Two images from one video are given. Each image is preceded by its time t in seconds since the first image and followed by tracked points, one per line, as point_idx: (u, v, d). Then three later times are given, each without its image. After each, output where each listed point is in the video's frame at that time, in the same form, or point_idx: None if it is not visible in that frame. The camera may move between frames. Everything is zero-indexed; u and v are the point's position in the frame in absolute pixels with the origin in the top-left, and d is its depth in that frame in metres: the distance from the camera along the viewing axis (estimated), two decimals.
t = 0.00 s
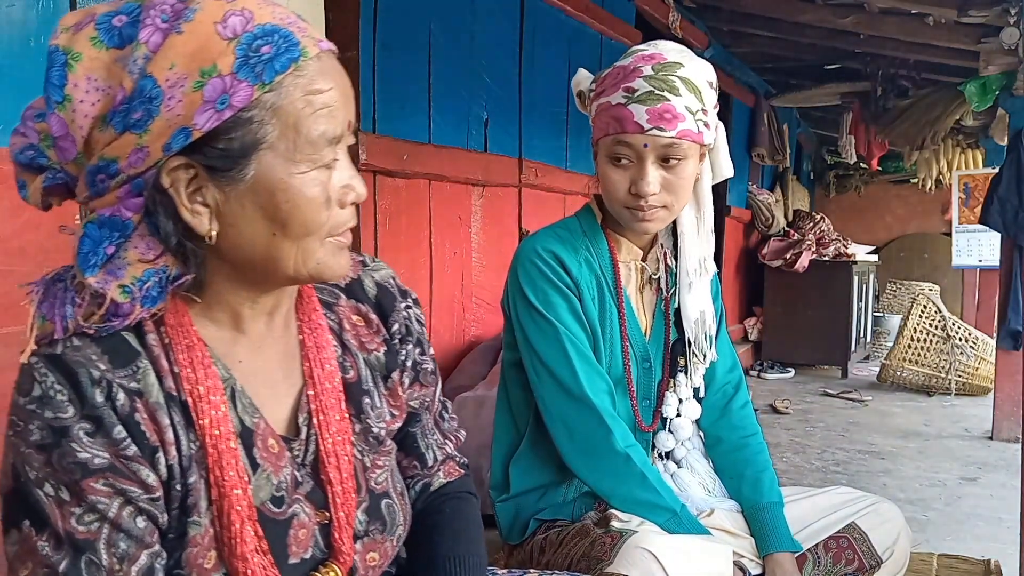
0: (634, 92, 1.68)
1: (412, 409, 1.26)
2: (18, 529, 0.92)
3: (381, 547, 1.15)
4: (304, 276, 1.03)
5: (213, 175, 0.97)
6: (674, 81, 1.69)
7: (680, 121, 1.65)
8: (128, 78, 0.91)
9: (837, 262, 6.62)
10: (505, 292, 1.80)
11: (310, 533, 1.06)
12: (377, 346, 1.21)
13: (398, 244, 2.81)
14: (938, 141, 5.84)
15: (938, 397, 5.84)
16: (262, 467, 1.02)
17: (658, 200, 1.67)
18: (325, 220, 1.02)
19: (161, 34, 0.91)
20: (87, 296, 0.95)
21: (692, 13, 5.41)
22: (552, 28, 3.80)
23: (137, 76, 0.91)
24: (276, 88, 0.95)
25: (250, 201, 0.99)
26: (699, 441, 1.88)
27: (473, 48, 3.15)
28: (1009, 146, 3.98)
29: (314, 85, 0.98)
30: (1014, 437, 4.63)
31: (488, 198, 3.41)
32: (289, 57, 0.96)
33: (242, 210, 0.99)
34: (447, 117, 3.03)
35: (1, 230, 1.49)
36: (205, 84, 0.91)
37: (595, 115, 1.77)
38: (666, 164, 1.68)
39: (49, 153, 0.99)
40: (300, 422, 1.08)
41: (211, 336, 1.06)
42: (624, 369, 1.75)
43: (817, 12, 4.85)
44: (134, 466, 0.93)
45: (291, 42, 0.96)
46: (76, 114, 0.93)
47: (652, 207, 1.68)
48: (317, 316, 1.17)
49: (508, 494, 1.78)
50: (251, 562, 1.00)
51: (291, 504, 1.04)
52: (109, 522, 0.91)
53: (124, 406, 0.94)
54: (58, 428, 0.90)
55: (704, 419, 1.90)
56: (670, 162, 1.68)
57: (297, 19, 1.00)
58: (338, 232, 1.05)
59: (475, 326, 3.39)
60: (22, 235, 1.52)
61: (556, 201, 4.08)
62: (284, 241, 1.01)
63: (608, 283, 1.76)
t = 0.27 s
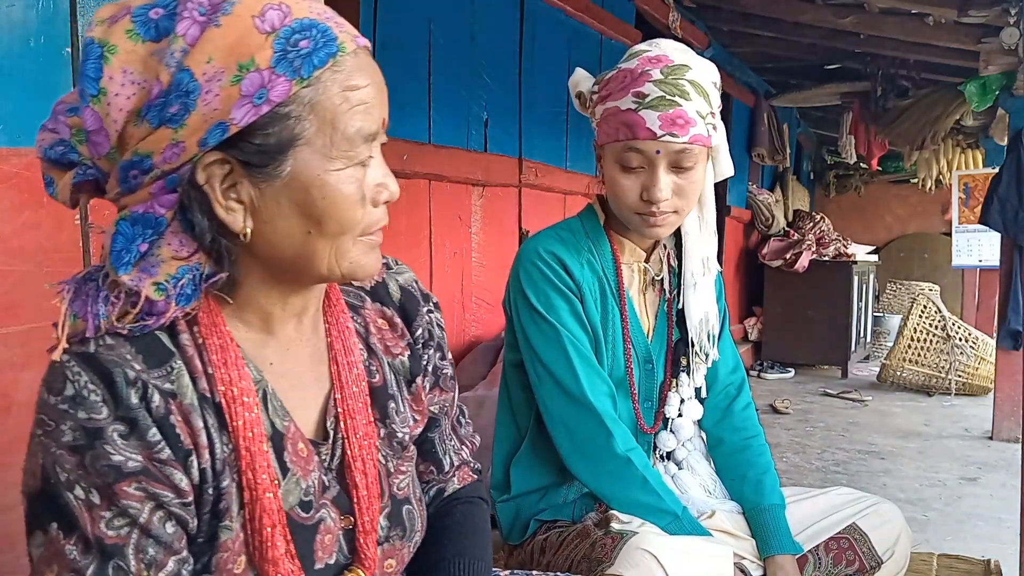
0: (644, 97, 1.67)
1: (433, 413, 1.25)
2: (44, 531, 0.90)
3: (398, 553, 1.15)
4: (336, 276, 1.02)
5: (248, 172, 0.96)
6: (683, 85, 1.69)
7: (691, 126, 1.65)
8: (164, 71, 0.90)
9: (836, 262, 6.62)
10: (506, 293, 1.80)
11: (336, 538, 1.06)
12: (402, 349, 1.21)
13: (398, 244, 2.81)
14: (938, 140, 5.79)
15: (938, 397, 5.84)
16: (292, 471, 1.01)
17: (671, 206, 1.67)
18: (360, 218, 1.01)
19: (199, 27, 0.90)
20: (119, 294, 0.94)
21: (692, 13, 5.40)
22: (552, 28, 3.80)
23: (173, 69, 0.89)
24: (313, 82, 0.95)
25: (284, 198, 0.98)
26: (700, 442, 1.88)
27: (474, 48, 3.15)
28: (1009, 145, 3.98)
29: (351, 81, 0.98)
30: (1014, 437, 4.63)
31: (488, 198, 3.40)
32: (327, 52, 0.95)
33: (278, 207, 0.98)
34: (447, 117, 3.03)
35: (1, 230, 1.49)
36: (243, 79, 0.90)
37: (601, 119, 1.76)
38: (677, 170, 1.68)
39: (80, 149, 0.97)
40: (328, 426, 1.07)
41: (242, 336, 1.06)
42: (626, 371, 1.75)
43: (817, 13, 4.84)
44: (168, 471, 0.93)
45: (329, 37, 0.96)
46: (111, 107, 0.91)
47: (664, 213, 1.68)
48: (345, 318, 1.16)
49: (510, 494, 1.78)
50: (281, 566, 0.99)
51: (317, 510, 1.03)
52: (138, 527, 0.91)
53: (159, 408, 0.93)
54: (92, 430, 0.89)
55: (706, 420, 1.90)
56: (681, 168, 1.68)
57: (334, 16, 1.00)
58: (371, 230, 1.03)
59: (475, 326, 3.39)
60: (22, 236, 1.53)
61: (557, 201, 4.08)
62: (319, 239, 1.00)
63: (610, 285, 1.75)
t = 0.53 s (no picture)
0: (655, 101, 1.67)
1: (423, 406, 1.25)
2: (42, 531, 0.89)
3: (393, 546, 1.14)
4: (327, 273, 1.01)
5: (241, 169, 0.95)
6: (692, 89, 1.69)
7: (703, 130, 1.66)
8: (157, 71, 0.89)
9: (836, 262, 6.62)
10: (507, 295, 1.80)
11: (330, 530, 1.06)
12: (393, 343, 1.21)
13: (398, 244, 2.81)
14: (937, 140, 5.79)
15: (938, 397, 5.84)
16: (286, 465, 1.01)
17: (682, 210, 1.67)
18: (350, 215, 1.00)
19: (192, 27, 0.89)
20: (112, 292, 0.94)
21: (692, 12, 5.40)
22: (552, 29, 3.80)
23: (167, 69, 0.89)
24: (305, 81, 0.95)
25: (276, 193, 0.97)
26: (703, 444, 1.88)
27: (474, 48, 3.15)
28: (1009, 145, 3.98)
29: (343, 79, 0.98)
30: (1014, 437, 4.63)
31: (488, 198, 3.40)
32: (319, 51, 0.95)
33: (270, 205, 0.97)
34: (447, 118, 3.03)
35: (1, 229, 1.49)
36: (236, 78, 0.90)
37: (608, 122, 1.74)
38: (688, 174, 1.68)
39: (73, 148, 0.96)
40: (320, 420, 1.07)
41: (234, 334, 1.05)
42: (628, 373, 1.75)
43: (817, 12, 4.84)
44: (163, 467, 0.92)
45: (320, 37, 0.96)
46: (104, 107, 0.90)
47: (675, 218, 1.67)
48: (335, 313, 1.16)
49: (511, 495, 1.78)
50: (276, 559, 0.99)
51: (312, 503, 1.04)
52: (135, 524, 0.91)
53: (153, 405, 0.93)
54: (87, 429, 0.89)
55: (709, 421, 1.90)
56: (692, 172, 1.68)
57: (326, 15, 1.00)
58: (361, 228, 1.02)
59: (475, 326, 3.39)
60: (22, 236, 1.52)
61: (557, 201, 4.08)
62: (309, 235, 0.99)
63: (613, 287, 1.75)
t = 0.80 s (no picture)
0: (667, 105, 1.66)
1: (391, 393, 1.24)
2: (20, 523, 0.90)
3: (369, 531, 1.13)
4: (276, 263, 1.01)
5: (187, 160, 0.95)
6: (703, 92, 1.69)
7: (715, 135, 1.65)
8: (102, 68, 0.90)
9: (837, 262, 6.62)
10: (509, 296, 1.80)
11: (300, 515, 1.05)
12: (357, 331, 1.21)
13: (398, 245, 2.81)
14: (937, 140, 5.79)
15: (938, 397, 5.84)
16: (250, 450, 1.01)
17: (691, 214, 1.67)
18: (296, 204, 1.00)
19: (135, 24, 0.90)
20: (66, 285, 0.95)
21: (693, 12, 5.39)
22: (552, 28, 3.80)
23: (111, 65, 0.90)
24: (246, 74, 0.95)
25: (223, 182, 0.97)
26: (705, 445, 1.88)
27: (474, 48, 3.15)
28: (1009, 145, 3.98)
29: (283, 73, 0.98)
30: (1015, 437, 4.63)
31: (488, 198, 3.40)
32: (259, 46, 0.95)
33: (216, 195, 0.97)
34: (447, 117, 3.03)
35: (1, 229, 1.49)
36: (178, 72, 0.90)
37: (617, 124, 1.74)
38: (698, 178, 1.68)
39: (27, 147, 0.96)
40: (283, 407, 1.07)
41: (192, 328, 1.04)
42: (630, 374, 1.75)
43: (817, 12, 4.84)
44: (128, 451, 0.93)
45: (261, 32, 0.95)
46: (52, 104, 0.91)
47: (684, 222, 1.68)
48: (296, 304, 1.15)
49: (511, 495, 1.78)
50: (244, 541, 0.98)
51: (279, 487, 1.03)
52: (109, 505, 0.91)
53: (112, 393, 0.94)
54: (49, 420, 0.90)
55: (710, 423, 1.91)
56: (702, 176, 1.68)
57: (268, 12, 1.00)
58: (309, 217, 1.02)
59: (475, 326, 3.39)
60: (22, 235, 1.52)
61: (557, 201, 4.07)
62: (257, 224, 0.99)
63: (614, 289, 1.75)
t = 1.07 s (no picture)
0: (675, 107, 1.66)
1: (371, 394, 1.24)
2: None
3: (349, 530, 1.14)
4: (238, 271, 1.03)
5: (141, 175, 0.97)
6: (709, 94, 1.69)
7: (722, 137, 1.66)
8: (54, 86, 0.94)
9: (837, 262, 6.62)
10: (510, 296, 1.80)
11: (270, 518, 1.06)
12: (332, 333, 1.21)
13: (398, 245, 2.81)
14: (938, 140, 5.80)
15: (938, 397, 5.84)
16: (215, 455, 1.02)
17: (697, 216, 1.67)
18: (253, 215, 1.01)
19: (85, 42, 0.93)
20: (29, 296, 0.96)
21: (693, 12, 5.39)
22: (553, 28, 3.80)
23: (63, 83, 0.93)
24: (197, 87, 0.96)
25: (177, 195, 0.99)
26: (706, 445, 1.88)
27: (474, 48, 3.15)
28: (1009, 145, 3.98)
29: (235, 84, 0.99)
30: (1014, 437, 4.63)
31: (488, 198, 3.40)
32: (208, 58, 0.97)
33: (170, 207, 0.99)
34: (447, 118, 3.03)
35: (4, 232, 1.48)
36: (127, 87, 0.93)
37: (621, 124, 1.73)
38: (704, 180, 1.68)
39: None
40: (253, 411, 1.08)
41: (159, 334, 1.06)
42: (630, 374, 1.75)
43: (817, 12, 4.84)
44: (88, 456, 0.93)
45: (211, 44, 0.98)
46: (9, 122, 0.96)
47: (689, 224, 1.68)
48: (269, 308, 1.16)
49: (511, 495, 1.77)
50: (205, 545, 0.98)
51: (247, 491, 1.04)
52: (69, 508, 0.93)
53: (74, 399, 0.94)
54: (12, 423, 0.91)
55: (711, 423, 1.91)
56: (708, 178, 1.68)
57: (221, 24, 1.01)
58: (268, 226, 1.04)
59: (475, 326, 3.39)
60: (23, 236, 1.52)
61: (557, 201, 4.07)
62: (213, 236, 1.00)
63: (615, 289, 1.75)
